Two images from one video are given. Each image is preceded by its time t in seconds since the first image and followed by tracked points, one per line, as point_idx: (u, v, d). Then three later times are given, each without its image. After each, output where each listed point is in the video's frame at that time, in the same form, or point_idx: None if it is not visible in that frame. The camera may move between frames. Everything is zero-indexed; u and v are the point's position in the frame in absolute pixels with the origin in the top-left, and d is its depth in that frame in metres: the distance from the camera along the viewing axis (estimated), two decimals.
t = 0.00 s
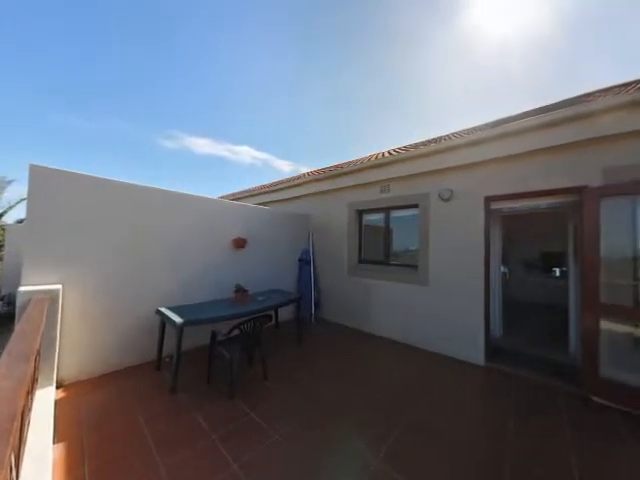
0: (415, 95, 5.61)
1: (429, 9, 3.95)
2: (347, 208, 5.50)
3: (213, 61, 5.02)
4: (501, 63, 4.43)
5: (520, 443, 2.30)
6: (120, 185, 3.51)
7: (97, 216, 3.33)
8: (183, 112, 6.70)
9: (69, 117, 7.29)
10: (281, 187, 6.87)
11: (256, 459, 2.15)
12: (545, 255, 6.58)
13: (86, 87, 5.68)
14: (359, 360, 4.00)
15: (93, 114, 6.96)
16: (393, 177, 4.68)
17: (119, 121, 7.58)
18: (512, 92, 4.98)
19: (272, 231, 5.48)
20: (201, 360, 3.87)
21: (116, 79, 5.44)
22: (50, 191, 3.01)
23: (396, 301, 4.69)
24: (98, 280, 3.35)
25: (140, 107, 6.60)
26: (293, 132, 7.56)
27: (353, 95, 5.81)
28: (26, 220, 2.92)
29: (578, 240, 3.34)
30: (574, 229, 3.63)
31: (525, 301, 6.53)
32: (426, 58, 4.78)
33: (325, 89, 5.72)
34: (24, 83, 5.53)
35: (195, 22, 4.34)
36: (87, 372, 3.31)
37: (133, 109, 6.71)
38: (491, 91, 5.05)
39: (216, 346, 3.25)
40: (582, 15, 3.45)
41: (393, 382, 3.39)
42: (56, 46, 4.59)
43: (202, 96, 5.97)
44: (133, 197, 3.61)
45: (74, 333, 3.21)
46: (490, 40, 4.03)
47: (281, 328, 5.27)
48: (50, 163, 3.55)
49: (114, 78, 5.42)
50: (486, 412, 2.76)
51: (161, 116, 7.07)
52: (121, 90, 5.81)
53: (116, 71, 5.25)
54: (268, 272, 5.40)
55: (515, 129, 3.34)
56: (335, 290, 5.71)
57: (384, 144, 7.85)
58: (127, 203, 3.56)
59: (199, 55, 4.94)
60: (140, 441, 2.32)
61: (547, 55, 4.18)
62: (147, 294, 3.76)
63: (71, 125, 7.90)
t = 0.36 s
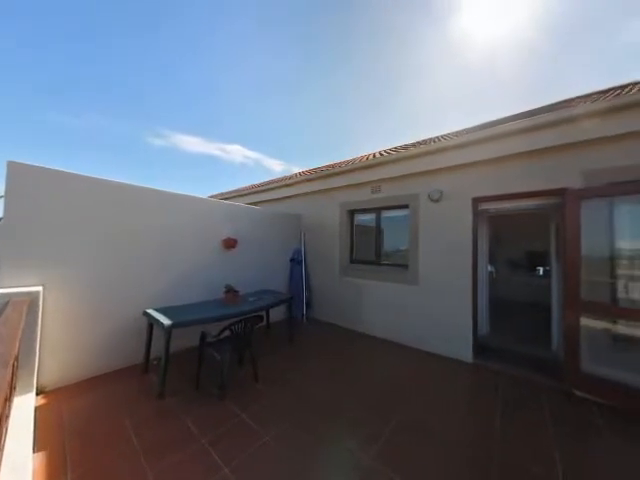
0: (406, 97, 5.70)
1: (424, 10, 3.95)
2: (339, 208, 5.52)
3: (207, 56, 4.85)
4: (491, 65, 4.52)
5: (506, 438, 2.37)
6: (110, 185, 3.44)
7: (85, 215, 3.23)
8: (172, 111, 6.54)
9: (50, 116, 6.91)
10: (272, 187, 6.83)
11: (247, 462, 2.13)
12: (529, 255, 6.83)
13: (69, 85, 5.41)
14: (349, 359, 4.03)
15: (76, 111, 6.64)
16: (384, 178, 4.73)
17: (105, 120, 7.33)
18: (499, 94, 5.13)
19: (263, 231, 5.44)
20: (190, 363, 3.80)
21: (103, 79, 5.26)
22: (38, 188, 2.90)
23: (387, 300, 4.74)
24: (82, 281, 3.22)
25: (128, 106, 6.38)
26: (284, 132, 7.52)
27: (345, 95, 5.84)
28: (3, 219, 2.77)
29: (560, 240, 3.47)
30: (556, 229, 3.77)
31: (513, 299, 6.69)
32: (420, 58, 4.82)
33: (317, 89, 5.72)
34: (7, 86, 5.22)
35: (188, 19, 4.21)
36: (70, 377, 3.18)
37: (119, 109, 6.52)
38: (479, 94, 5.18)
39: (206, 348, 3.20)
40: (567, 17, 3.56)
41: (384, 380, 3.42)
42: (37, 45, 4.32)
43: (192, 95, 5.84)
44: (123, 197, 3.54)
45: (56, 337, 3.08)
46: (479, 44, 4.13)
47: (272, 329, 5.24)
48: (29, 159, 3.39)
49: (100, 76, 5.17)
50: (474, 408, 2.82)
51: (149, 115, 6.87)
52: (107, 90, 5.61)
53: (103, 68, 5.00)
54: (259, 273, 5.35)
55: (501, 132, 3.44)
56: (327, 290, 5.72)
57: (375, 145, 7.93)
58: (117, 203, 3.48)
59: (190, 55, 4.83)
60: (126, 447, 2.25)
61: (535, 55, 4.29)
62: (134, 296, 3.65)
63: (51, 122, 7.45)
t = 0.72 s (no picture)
0: (397, 98, 5.77)
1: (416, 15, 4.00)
2: (330, 208, 5.53)
3: (197, 55, 4.77)
4: (478, 69, 4.64)
5: (493, 433, 2.43)
6: (101, 185, 3.35)
7: (73, 215, 3.11)
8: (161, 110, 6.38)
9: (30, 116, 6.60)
10: (263, 187, 6.77)
11: (238, 464, 2.09)
12: (514, 254, 7.07)
13: (52, 84, 5.21)
14: (340, 359, 4.04)
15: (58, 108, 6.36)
16: (375, 178, 4.77)
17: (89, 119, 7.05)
18: (486, 97, 5.27)
19: (254, 231, 5.39)
20: (179, 366, 3.71)
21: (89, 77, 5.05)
22: (21, 185, 2.75)
23: (378, 300, 4.79)
24: (64, 283, 3.07)
25: (114, 106, 6.18)
26: (276, 132, 7.47)
27: (337, 96, 5.85)
28: None
29: (544, 240, 3.60)
30: (540, 229, 3.91)
31: (499, 297, 6.89)
32: (409, 61, 4.87)
33: (309, 90, 5.71)
34: None
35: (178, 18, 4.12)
36: (51, 383, 3.04)
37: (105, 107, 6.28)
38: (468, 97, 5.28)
39: (196, 350, 3.13)
40: (548, 23, 3.68)
41: (374, 379, 3.45)
42: (18, 46, 4.13)
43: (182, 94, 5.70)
44: (114, 197, 3.45)
45: (36, 342, 2.92)
46: (468, 49, 4.22)
47: (264, 330, 5.21)
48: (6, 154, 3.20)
49: (85, 75, 5.00)
50: (463, 405, 2.88)
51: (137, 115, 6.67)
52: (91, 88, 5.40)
53: (88, 68, 4.83)
54: (250, 273, 5.30)
55: (489, 135, 3.53)
56: (318, 290, 5.73)
57: (366, 145, 7.99)
58: (107, 203, 3.39)
59: (180, 53, 4.70)
60: (112, 454, 2.17)
61: (519, 59, 4.42)
62: (120, 299, 3.54)
63: (33, 122, 7.12)
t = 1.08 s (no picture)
0: (387, 100, 5.84)
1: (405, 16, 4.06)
2: (322, 208, 5.53)
3: (189, 54, 4.66)
4: (466, 72, 4.75)
5: (480, 429, 2.50)
6: (93, 185, 3.27)
7: (62, 215, 3.00)
8: (148, 107, 6.21)
9: (10, 117, 6.28)
10: (254, 186, 6.70)
11: (229, 466, 2.08)
12: (500, 254, 7.30)
13: (32, 79, 4.99)
14: (332, 359, 4.06)
15: (39, 104, 6.09)
16: (366, 179, 4.81)
17: (71, 113, 6.78)
18: (473, 98, 5.42)
19: (245, 231, 5.34)
20: (167, 369, 3.63)
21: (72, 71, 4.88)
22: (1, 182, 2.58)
23: (369, 300, 4.83)
24: (46, 285, 2.92)
25: (100, 103, 5.99)
26: (267, 132, 7.42)
27: (329, 96, 5.85)
28: None
29: (528, 240, 3.72)
30: (525, 229, 4.04)
31: (487, 295, 7.08)
32: (399, 65, 4.95)
33: (301, 91, 5.69)
34: None
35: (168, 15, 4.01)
36: (30, 390, 2.90)
37: (89, 104, 6.05)
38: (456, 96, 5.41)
39: (186, 352, 3.08)
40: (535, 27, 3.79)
41: (365, 378, 3.49)
42: (6, 43, 3.98)
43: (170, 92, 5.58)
44: (105, 198, 3.38)
45: (15, 346, 2.77)
46: (456, 50, 4.32)
47: (255, 331, 5.16)
48: None
49: (69, 69, 4.79)
50: (451, 402, 2.95)
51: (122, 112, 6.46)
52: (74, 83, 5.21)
53: (72, 63, 4.65)
54: (241, 273, 5.24)
55: (476, 138, 3.62)
56: (310, 290, 5.72)
57: (357, 145, 8.05)
58: (97, 203, 3.30)
59: (168, 51, 4.60)
60: (98, 460, 2.10)
61: (505, 63, 4.56)
62: (105, 301, 3.42)
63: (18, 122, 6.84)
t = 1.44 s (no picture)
0: (378, 100, 5.90)
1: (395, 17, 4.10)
2: (313, 208, 5.53)
3: (179, 51, 4.59)
4: (454, 75, 4.85)
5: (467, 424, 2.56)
6: (78, 184, 3.16)
7: (44, 214, 2.88)
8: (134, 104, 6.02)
9: None
10: (245, 186, 6.62)
11: (219, 469, 2.04)
12: (487, 254, 7.50)
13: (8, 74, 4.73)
14: (324, 359, 4.06)
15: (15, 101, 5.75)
16: (357, 179, 4.84)
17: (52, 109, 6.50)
18: (461, 101, 5.55)
19: (236, 231, 5.28)
20: (155, 372, 3.54)
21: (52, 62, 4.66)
22: None
23: (360, 299, 4.87)
24: (24, 287, 2.78)
25: (84, 99, 5.78)
26: (258, 131, 7.36)
27: (320, 96, 5.85)
28: None
29: (513, 240, 3.82)
30: (511, 229, 4.16)
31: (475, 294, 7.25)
32: (390, 66, 5.00)
33: (292, 90, 5.67)
34: None
35: (155, 10, 3.91)
36: (8, 397, 2.75)
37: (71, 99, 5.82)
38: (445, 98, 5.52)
39: (174, 354, 3.01)
40: (521, 32, 3.91)
41: (356, 377, 3.51)
42: None
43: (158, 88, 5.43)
44: (90, 197, 3.27)
45: None
46: (445, 53, 4.40)
47: (246, 332, 5.11)
48: None
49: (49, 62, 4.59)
50: (440, 398, 3.01)
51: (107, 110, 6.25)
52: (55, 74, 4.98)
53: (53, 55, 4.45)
54: (231, 274, 5.17)
55: (464, 140, 3.71)
56: (302, 290, 5.71)
57: (348, 145, 8.09)
58: (81, 202, 3.20)
59: (156, 46, 4.48)
60: (81, 467, 2.03)
61: (492, 66, 4.68)
62: (89, 303, 3.30)
63: None
